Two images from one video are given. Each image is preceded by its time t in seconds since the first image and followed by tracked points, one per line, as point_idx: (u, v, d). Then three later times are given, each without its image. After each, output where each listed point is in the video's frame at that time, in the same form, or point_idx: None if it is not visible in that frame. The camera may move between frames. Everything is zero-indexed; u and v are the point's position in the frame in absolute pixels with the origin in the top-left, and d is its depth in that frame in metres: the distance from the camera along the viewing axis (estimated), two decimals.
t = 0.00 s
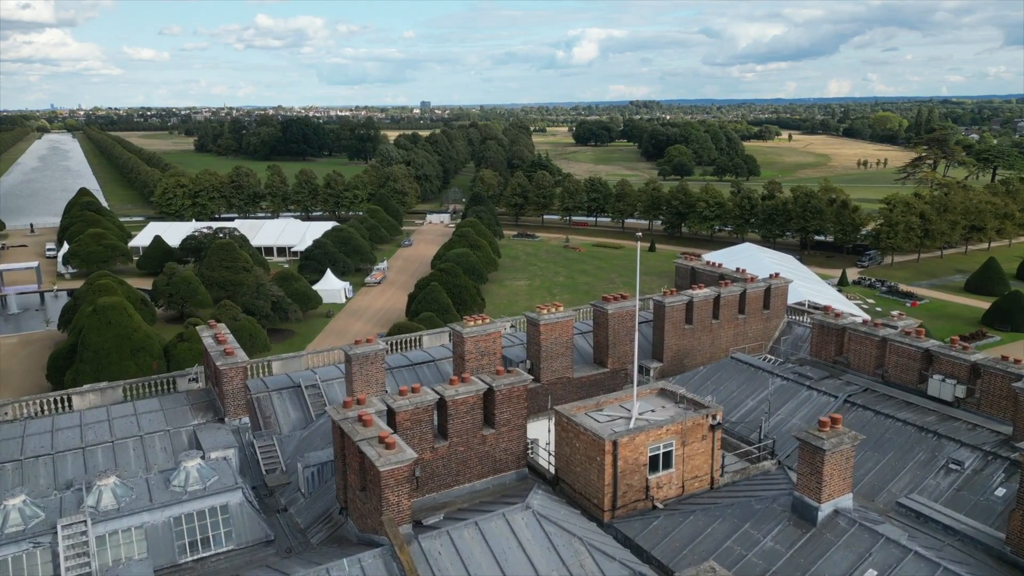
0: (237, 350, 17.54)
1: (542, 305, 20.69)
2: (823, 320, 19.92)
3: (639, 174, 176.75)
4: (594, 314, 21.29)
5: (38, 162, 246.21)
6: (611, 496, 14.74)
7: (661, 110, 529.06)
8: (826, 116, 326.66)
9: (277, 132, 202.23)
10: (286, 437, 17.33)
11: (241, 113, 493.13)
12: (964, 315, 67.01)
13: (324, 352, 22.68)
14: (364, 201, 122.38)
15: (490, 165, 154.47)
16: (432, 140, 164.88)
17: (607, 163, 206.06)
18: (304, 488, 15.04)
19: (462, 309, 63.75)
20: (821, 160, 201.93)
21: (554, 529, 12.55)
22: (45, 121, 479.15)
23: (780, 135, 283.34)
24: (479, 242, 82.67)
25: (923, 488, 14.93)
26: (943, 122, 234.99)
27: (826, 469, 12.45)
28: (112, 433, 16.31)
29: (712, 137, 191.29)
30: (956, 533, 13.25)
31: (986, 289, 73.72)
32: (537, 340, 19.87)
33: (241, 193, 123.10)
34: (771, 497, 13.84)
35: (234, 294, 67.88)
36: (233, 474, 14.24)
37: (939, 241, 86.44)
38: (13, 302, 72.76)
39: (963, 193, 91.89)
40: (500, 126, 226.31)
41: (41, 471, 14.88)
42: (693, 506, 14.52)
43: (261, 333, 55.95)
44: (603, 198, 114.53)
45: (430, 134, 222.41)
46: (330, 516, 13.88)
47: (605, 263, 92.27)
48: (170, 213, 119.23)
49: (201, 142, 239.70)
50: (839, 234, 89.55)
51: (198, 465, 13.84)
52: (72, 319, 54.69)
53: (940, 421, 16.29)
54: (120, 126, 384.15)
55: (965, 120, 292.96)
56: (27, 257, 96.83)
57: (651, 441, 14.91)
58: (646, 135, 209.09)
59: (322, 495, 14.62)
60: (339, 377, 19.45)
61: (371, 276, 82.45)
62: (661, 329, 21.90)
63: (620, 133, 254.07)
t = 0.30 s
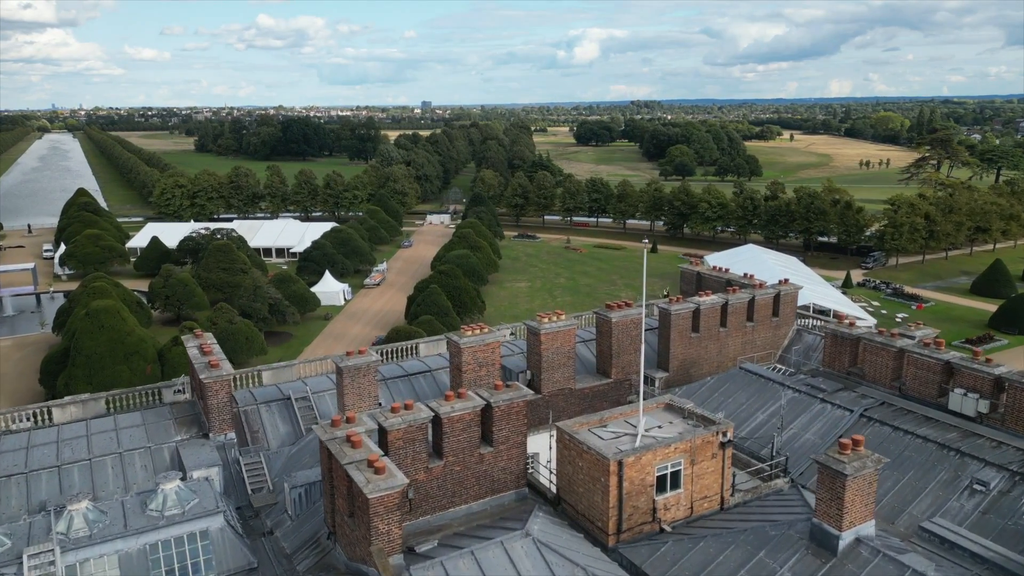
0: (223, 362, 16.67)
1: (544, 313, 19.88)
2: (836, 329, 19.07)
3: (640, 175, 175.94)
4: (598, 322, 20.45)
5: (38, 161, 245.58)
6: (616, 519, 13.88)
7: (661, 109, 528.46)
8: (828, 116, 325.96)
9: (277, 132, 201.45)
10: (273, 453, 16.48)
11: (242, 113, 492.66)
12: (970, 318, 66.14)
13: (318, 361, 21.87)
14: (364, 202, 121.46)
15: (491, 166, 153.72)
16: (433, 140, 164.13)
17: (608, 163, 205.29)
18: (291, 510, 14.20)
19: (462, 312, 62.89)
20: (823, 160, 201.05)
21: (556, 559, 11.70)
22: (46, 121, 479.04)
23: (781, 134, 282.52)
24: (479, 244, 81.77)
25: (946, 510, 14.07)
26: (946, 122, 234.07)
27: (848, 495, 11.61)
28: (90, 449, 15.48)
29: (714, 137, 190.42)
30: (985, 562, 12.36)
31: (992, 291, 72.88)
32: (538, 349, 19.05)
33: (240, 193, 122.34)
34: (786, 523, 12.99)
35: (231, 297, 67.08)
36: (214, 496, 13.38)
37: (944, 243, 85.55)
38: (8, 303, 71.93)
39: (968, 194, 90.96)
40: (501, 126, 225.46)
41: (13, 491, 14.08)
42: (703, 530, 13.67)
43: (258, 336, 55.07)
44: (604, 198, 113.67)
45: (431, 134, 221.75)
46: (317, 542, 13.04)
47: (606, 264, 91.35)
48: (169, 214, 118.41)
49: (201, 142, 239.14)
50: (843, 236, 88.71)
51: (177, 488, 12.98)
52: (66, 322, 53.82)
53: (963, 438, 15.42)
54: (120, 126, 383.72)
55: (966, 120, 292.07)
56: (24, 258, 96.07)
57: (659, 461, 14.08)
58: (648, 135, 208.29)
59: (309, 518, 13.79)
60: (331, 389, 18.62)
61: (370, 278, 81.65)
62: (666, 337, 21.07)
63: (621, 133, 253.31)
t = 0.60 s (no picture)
0: (207, 375, 15.82)
1: (545, 322, 19.05)
2: (852, 339, 18.24)
3: (642, 175, 175.20)
4: (602, 331, 19.60)
5: (37, 162, 245.24)
6: (622, 547, 13.04)
7: (663, 109, 528.39)
8: (829, 117, 325.22)
9: (277, 132, 200.87)
10: (260, 472, 15.65)
11: (243, 113, 491.85)
12: (977, 321, 65.33)
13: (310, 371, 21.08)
14: (364, 203, 120.69)
15: (492, 166, 152.97)
16: (433, 140, 163.44)
17: (610, 163, 204.54)
18: (277, 535, 13.39)
19: (463, 314, 62.07)
20: (825, 160, 200.21)
21: None
22: (47, 120, 478.93)
23: (782, 134, 281.79)
24: (480, 245, 80.81)
25: (973, 537, 13.21)
26: (948, 122, 233.22)
27: (874, 525, 10.82)
28: (66, 469, 14.66)
29: (716, 137, 189.66)
30: None
31: (999, 294, 72.03)
32: (539, 360, 18.21)
33: (239, 194, 121.60)
34: (806, 555, 12.18)
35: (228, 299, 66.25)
36: (194, 521, 12.56)
37: (950, 244, 84.70)
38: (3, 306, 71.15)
39: (974, 194, 90.04)
40: (502, 126, 224.65)
41: None
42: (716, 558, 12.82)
43: (255, 339, 54.23)
44: (606, 199, 112.84)
45: (431, 134, 221.08)
46: (304, 572, 12.21)
47: (608, 266, 90.52)
48: (168, 214, 117.61)
49: (201, 142, 238.71)
50: (847, 238, 87.80)
51: (153, 514, 12.12)
52: (60, 324, 52.86)
53: (988, 458, 14.57)
54: (121, 126, 383.30)
55: (968, 120, 291.32)
56: (21, 259, 95.30)
57: (668, 482, 13.25)
58: (649, 135, 207.56)
59: (295, 546, 12.97)
60: (322, 402, 17.82)
61: (369, 279, 80.88)
62: (672, 346, 20.21)
63: (622, 133, 252.58)
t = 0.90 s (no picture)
0: (190, 392, 15.00)
1: (547, 333, 18.20)
2: (869, 352, 17.42)
3: (643, 176, 174.42)
4: (606, 342, 18.75)
5: (37, 162, 244.50)
6: None
7: (665, 109, 527.33)
8: (832, 117, 324.32)
9: (278, 133, 200.18)
10: (246, 495, 14.84)
11: (243, 113, 491.51)
12: (984, 325, 64.43)
13: (303, 382, 20.31)
14: (364, 204, 119.92)
15: (493, 166, 152.17)
16: (434, 140, 162.68)
17: (611, 163, 203.81)
18: (261, 566, 12.56)
19: (463, 318, 61.20)
20: (828, 160, 199.28)
21: None
22: (48, 121, 479.02)
23: (784, 135, 280.94)
24: (481, 247, 79.98)
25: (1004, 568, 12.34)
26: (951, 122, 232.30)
27: (903, 564, 10.00)
28: (40, 492, 13.82)
29: (718, 137, 188.73)
30: None
31: (1006, 297, 71.09)
32: (540, 374, 17.40)
33: (239, 195, 120.87)
34: None
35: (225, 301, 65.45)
36: (171, 552, 11.72)
37: (955, 246, 83.72)
38: None
39: (980, 195, 89.08)
40: (503, 126, 223.88)
41: None
42: None
43: (252, 344, 53.40)
44: (608, 200, 112.00)
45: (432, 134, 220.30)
46: None
47: (610, 268, 89.70)
48: (167, 215, 116.84)
49: (202, 142, 238.11)
50: (851, 239, 86.88)
51: (127, 547, 11.27)
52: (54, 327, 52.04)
53: (1017, 481, 13.71)
54: (122, 126, 382.86)
55: (971, 120, 290.23)
56: (19, 261, 94.57)
57: (678, 511, 12.42)
58: (651, 136, 206.70)
59: None
60: (313, 419, 17.01)
61: (369, 282, 80.08)
62: (679, 357, 19.38)
63: (623, 133, 251.78)
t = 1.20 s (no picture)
0: (171, 413, 14.16)
1: (548, 348, 17.33)
2: (887, 369, 16.60)
3: (645, 176, 173.56)
4: (609, 356, 17.90)
5: (37, 162, 243.79)
6: None
7: (666, 109, 525.99)
8: (834, 117, 323.49)
9: (278, 133, 199.51)
10: (230, 522, 14.01)
11: (244, 113, 491.35)
12: (991, 329, 63.57)
13: (296, 397, 19.49)
14: (364, 205, 119.24)
15: (494, 167, 151.35)
16: (435, 141, 161.91)
17: (612, 164, 203.03)
18: None
19: (463, 322, 60.31)
20: (830, 161, 198.29)
21: None
22: (49, 121, 478.93)
23: (787, 136, 280.06)
24: (482, 249, 79.18)
25: None
26: (954, 122, 231.43)
27: None
28: (11, 521, 12.98)
29: (720, 138, 187.83)
30: None
31: (1013, 301, 70.21)
32: (542, 391, 16.52)
33: (238, 196, 120.11)
34: None
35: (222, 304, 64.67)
36: None
37: (961, 249, 82.79)
38: None
39: (985, 197, 88.12)
40: (504, 127, 222.84)
41: None
42: None
43: (248, 349, 52.60)
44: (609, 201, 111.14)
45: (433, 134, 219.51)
46: None
47: (612, 270, 88.87)
48: (166, 217, 116.06)
49: (202, 143, 237.52)
50: (856, 241, 85.97)
51: None
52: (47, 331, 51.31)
53: None
54: (123, 126, 382.29)
55: (973, 120, 289.20)
56: (16, 263, 93.80)
57: (689, 544, 11.58)
58: (652, 136, 205.82)
59: None
60: (302, 439, 16.17)
61: (368, 284, 79.26)
62: (687, 372, 18.52)
63: (625, 134, 250.92)
